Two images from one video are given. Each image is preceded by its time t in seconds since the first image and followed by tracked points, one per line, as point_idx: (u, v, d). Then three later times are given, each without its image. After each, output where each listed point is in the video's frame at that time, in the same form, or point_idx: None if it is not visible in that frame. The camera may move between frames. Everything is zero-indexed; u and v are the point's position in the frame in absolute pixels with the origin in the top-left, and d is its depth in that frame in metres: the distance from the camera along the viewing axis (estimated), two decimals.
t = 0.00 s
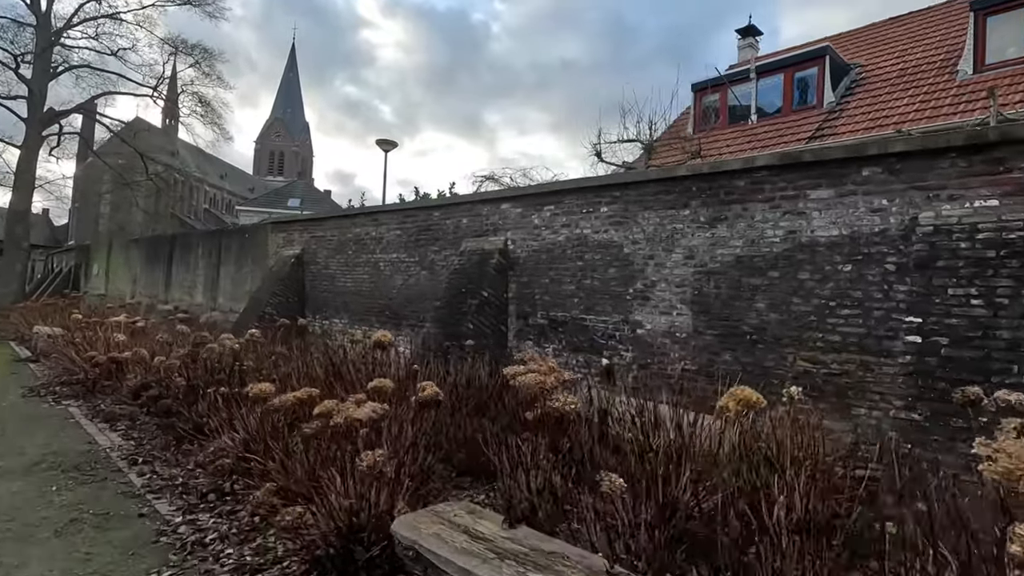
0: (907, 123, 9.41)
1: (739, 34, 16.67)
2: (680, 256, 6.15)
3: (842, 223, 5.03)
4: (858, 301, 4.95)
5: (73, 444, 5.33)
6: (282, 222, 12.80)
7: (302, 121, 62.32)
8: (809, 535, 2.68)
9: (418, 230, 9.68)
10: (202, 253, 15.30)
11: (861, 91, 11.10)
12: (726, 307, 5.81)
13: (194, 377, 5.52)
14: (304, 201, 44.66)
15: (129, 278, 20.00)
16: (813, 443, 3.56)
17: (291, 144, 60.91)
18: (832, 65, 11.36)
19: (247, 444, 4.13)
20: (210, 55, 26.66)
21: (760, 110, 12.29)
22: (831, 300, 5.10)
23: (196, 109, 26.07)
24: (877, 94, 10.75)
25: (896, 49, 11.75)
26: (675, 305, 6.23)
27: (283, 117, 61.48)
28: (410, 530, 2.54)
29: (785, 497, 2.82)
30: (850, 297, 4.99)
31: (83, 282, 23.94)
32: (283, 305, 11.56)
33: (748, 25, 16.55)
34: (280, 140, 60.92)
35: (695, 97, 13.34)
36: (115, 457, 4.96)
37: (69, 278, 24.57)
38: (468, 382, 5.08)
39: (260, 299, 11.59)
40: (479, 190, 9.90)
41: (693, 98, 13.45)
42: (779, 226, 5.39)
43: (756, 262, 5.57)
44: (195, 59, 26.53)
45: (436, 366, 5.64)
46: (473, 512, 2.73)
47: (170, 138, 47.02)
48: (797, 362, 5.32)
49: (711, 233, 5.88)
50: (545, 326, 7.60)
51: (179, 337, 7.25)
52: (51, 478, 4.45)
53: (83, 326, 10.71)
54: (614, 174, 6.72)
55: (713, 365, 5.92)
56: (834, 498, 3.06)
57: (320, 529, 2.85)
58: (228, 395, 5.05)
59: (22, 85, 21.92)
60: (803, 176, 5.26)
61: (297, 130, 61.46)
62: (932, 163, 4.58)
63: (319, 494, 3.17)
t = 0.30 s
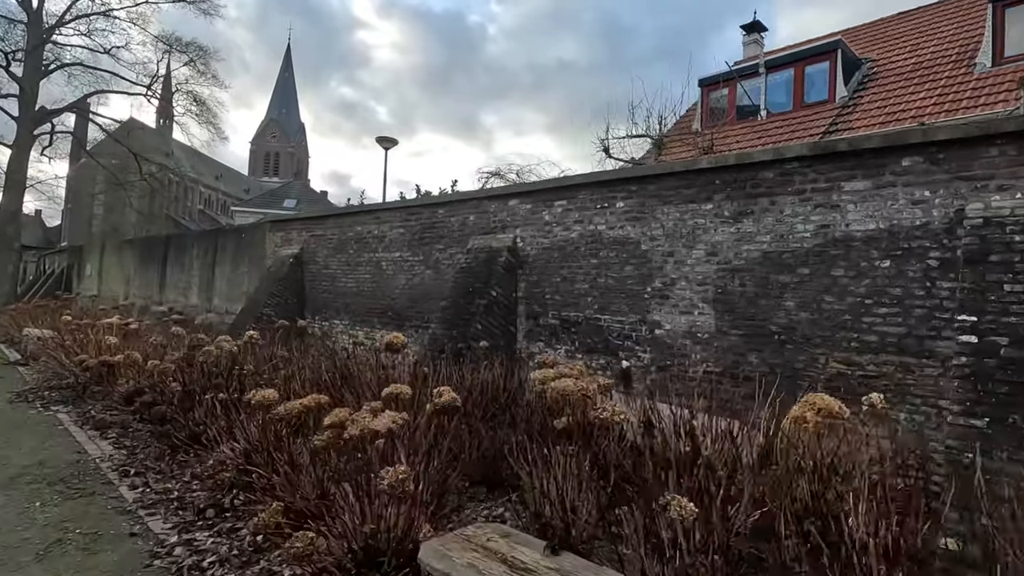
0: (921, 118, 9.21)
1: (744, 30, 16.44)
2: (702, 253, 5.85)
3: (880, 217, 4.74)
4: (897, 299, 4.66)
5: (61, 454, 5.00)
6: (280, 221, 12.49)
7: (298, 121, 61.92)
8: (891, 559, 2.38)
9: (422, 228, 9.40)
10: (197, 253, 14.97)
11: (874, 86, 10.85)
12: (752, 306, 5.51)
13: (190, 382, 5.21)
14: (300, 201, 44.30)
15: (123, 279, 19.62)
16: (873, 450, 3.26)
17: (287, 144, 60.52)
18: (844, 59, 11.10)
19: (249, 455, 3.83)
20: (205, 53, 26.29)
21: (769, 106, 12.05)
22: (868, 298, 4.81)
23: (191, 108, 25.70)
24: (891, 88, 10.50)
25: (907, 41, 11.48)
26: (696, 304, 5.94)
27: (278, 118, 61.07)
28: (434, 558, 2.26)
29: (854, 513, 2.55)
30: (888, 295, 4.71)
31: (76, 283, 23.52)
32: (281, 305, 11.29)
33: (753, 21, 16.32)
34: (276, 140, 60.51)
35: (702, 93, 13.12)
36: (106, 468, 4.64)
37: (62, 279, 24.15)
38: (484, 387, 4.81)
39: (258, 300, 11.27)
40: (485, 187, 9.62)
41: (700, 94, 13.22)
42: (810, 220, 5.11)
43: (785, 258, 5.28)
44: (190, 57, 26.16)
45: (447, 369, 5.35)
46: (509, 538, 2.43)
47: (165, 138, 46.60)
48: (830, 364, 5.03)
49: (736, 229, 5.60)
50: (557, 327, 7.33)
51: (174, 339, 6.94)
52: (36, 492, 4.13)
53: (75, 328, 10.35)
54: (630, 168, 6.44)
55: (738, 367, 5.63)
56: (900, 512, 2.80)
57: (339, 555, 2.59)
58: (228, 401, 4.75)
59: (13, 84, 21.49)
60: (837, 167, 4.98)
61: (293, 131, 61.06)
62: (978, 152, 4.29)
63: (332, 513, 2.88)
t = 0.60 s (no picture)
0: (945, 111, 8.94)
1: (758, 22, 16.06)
2: (736, 251, 5.50)
3: (938, 211, 4.38)
4: (957, 301, 4.30)
5: (55, 468, 4.67)
6: (285, 219, 12.15)
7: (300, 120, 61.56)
8: None
9: (433, 226, 9.06)
10: (200, 253, 14.65)
11: (898, 78, 10.48)
12: (792, 307, 5.16)
13: (190, 391, 4.88)
14: (302, 199, 43.97)
15: (124, 279, 19.31)
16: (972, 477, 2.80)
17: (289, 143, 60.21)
18: (868, 50, 10.72)
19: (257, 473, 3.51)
20: (207, 50, 25.93)
21: (788, 98, 11.69)
22: (924, 300, 4.45)
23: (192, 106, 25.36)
24: (918, 79, 10.13)
25: (932, 30, 11.10)
26: (729, 305, 5.59)
27: (280, 116, 60.72)
28: None
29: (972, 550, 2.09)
30: (947, 296, 4.35)
31: (76, 283, 23.23)
32: (286, 306, 10.97)
33: (767, 13, 15.93)
34: (278, 139, 60.18)
35: (718, 85, 12.76)
36: (102, 484, 4.31)
37: (62, 280, 23.83)
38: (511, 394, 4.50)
39: (262, 300, 10.95)
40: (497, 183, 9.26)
41: (716, 86, 12.86)
42: (858, 215, 4.75)
43: (829, 257, 4.92)
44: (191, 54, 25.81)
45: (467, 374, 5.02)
46: None
47: (167, 137, 46.27)
48: (880, 370, 4.67)
49: (774, 225, 5.24)
50: (577, 329, 6.98)
51: (176, 343, 6.61)
52: (26, 513, 3.78)
53: (74, 331, 10.02)
54: (657, 162, 6.09)
55: (776, 372, 5.28)
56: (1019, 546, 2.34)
57: None
58: (235, 413, 4.43)
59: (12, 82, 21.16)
60: (888, 158, 4.63)
61: (294, 129, 60.70)
62: None
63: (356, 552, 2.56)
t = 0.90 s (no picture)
0: (980, 102, 8.59)
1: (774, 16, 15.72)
2: (777, 249, 5.20)
3: (1005, 204, 4.07)
4: None
5: (60, 481, 4.41)
6: (294, 219, 11.90)
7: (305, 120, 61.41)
8: None
9: (447, 224, 8.78)
10: (207, 254, 14.41)
11: (927, 70, 10.14)
12: (838, 308, 4.86)
13: (201, 398, 4.62)
14: (307, 200, 43.77)
15: (130, 281, 19.13)
16: None
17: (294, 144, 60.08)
18: (894, 42, 10.39)
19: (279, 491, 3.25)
20: (212, 50, 25.73)
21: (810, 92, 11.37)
22: (989, 300, 4.13)
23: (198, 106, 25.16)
24: (947, 71, 9.80)
25: (960, 20, 10.73)
26: (769, 306, 5.29)
27: (285, 117, 60.58)
28: None
29: None
30: (1014, 296, 4.04)
31: (83, 285, 23.08)
32: (295, 307, 10.72)
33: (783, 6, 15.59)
34: (283, 139, 60.05)
35: (737, 80, 12.46)
36: (110, 499, 4.04)
37: (68, 282, 23.68)
38: (547, 403, 4.21)
39: (272, 302, 10.70)
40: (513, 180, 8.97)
41: (734, 81, 12.55)
42: (914, 210, 4.45)
43: (881, 254, 4.62)
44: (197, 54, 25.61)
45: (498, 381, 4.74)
46: None
47: (172, 138, 46.17)
48: (938, 376, 4.36)
49: (819, 220, 4.94)
50: (601, 330, 6.69)
51: (186, 347, 6.36)
52: (29, 532, 3.52)
53: (80, 333, 9.79)
54: (690, 156, 5.79)
55: (821, 378, 4.97)
56: None
57: None
58: (254, 424, 4.17)
59: (18, 83, 21.00)
60: (947, 147, 4.32)
61: (299, 130, 60.56)
62: None
63: None
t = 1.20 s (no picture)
0: None
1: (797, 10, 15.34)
2: (833, 248, 4.89)
3: None
4: None
5: (78, 496, 4.17)
6: (310, 219, 11.68)
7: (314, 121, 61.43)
8: None
9: (470, 224, 8.51)
10: (220, 255, 14.23)
11: (966, 62, 9.73)
12: (902, 311, 4.54)
13: (229, 409, 4.39)
14: (317, 201, 43.72)
15: (143, 283, 19.01)
16: None
17: (304, 145, 60.13)
18: (931, 33, 9.97)
19: (316, 514, 2.98)
20: (224, 50, 25.63)
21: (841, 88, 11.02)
22: None
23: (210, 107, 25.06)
24: (989, 64, 9.39)
25: (1000, 10, 10.28)
26: (823, 310, 4.98)
27: (295, 118, 60.64)
28: None
29: None
30: None
31: (96, 287, 23.02)
32: (312, 309, 10.50)
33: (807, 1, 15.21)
34: (293, 141, 60.11)
35: (763, 75, 12.17)
36: (131, 517, 3.80)
37: (82, 283, 23.66)
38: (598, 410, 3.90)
39: (288, 303, 10.49)
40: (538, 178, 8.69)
41: (761, 76, 12.26)
42: (991, 205, 4.13)
43: (952, 254, 4.30)
44: (209, 55, 25.51)
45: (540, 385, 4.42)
46: None
47: (183, 140, 46.26)
48: (1019, 385, 4.03)
49: (880, 217, 4.64)
50: (636, 334, 6.39)
51: (205, 352, 6.12)
52: (46, 555, 3.26)
53: (95, 336, 9.60)
54: (735, 150, 5.50)
55: (883, 386, 4.64)
56: None
57: None
58: (286, 437, 3.92)
59: (32, 84, 20.96)
60: None
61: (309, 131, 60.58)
62: None
63: None
